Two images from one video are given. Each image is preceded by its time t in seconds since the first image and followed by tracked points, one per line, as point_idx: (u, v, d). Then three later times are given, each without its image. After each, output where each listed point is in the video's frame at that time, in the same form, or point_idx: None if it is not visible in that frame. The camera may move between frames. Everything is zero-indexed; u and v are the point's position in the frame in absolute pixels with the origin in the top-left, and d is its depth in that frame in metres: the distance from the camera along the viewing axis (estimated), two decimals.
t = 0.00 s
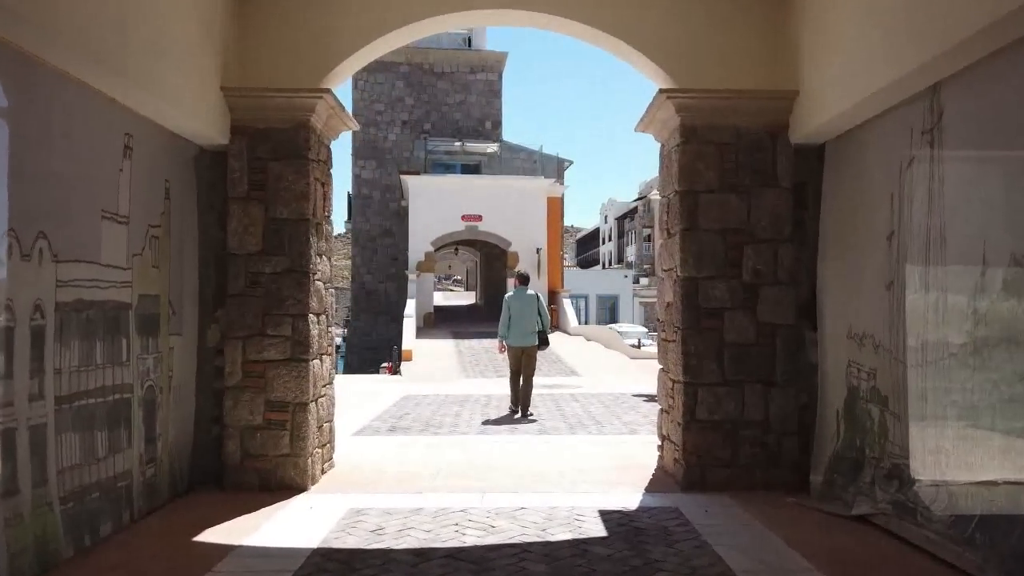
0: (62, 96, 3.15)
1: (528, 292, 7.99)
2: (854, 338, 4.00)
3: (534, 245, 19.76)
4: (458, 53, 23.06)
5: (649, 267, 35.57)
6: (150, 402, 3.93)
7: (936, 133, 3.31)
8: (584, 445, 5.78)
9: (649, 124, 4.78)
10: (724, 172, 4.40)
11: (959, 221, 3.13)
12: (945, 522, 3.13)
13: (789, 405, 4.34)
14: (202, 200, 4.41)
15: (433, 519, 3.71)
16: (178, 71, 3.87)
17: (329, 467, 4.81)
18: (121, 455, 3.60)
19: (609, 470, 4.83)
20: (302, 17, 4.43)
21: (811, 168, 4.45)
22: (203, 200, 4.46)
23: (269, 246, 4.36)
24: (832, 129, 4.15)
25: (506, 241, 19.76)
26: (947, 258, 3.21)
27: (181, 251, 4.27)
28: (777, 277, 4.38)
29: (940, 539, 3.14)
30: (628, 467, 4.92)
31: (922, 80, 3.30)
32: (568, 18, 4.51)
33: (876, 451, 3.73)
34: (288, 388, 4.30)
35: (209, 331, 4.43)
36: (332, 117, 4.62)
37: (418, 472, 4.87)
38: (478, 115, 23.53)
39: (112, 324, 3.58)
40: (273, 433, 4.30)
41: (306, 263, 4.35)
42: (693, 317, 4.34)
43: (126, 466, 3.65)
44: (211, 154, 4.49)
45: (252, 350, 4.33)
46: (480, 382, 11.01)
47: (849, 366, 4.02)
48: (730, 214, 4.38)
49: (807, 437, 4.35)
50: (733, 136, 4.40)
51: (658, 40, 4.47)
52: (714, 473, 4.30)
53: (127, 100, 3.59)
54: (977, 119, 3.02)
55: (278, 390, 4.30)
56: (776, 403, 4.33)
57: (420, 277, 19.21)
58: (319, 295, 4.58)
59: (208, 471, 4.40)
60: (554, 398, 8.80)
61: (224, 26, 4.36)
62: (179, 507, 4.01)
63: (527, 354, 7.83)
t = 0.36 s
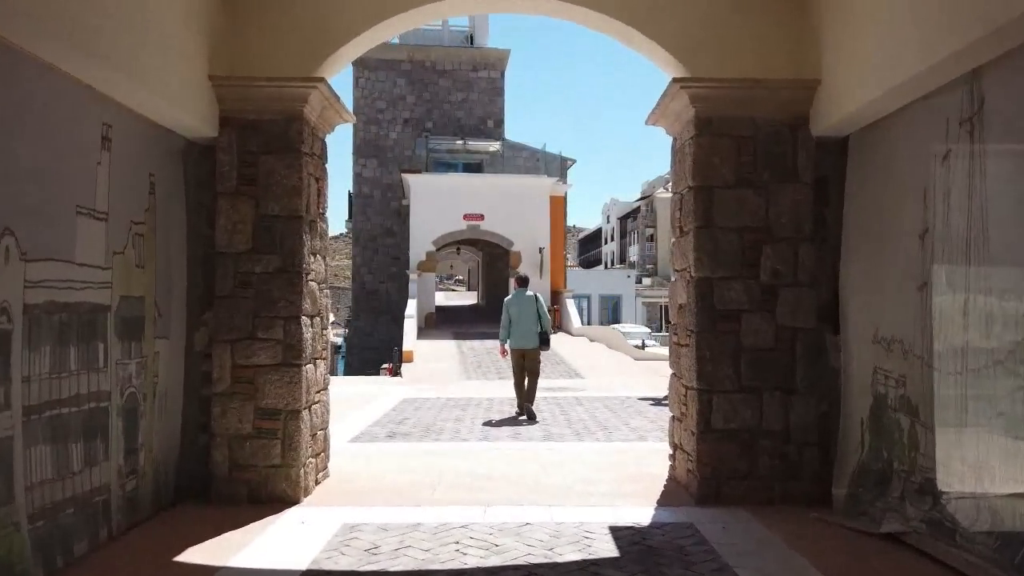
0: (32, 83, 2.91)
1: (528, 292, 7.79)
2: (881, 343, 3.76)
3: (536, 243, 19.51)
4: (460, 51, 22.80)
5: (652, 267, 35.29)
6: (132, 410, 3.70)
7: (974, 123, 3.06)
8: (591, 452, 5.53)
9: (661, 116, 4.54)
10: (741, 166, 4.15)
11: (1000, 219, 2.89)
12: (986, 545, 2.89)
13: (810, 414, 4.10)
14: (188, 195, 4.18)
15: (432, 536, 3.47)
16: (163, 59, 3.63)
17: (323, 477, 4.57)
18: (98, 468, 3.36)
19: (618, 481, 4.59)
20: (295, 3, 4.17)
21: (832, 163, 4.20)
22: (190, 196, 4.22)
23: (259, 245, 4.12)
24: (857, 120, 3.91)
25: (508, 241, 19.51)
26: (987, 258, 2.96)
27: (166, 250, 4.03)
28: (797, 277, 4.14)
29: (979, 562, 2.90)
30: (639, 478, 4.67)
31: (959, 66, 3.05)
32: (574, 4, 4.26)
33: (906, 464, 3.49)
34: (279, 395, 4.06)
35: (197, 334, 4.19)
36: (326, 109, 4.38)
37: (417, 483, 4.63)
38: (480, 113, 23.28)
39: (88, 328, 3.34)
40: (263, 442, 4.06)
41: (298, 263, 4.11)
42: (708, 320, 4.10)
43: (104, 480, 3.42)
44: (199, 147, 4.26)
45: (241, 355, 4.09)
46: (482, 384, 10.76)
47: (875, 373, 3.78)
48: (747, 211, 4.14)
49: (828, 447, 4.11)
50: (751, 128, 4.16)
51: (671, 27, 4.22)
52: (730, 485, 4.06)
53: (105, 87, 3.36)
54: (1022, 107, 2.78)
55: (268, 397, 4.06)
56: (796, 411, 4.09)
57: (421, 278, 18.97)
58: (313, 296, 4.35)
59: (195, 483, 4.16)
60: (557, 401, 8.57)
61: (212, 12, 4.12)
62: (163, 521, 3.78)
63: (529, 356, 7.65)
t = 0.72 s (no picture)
0: None
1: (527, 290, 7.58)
2: (902, 340, 3.52)
3: (539, 241, 19.26)
4: (461, 48, 22.57)
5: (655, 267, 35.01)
6: (105, 413, 3.47)
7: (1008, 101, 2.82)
8: (593, 456, 5.29)
9: (667, 102, 4.30)
10: (752, 153, 3.92)
11: None
12: None
13: (825, 416, 3.86)
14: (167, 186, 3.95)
15: (423, 547, 3.24)
16: (137, 37, 3.40)
17: (311, 483, 4.34)
18: (64, 474, 3.14)
19: (623, 487, 4.35)
20: None
21: (849, 149, 3.97)
22: (169, 186, 3.99)
23: (241, 237, 3.89)
24: (876, 103, 3.67)
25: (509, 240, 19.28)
26: None
27: (143, 243, 3.80)
28: (811, 271, 3.91)
29: None
30: (644, 483, 4.44)
31: (993, 40, 2.81)
32: None
33: (930, 470, 3.25)
34: (263, 396, 3.83)
35: (176, 332, 3.96)
36: (314, 94, 4.16)
37: (409, 488, 4.39)
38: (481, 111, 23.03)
39: (53, 324, 3.11)
40: (246, 446, 3.83)
41: (283, 256, 3.88)
42: (718, 317, 3.86)
43: (71, 487, 3.19)
44: (179, 134, 4.03)
45: (222, 354, 3.86)
46: (482, 385, 10.51)
47: (896, 372, 3.54)
48: (758, 201, 3.90)
49: (845, 451, 3.87)
50: (763, 112, 3.93)
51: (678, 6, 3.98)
52: (741, 492, 3.82)
53: (72, 66, 3.13)
54: None
55: (251, 398, 3.83)
56: (811, 413, 3.86)
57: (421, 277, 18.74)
58: (300, 292, 4.12)
59: (175, 489, 3.93)
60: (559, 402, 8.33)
61: None
62: (137, 531, 3.55)
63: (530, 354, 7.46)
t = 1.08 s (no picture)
0: None
1: (529, 291, 7.38)
2: (921, 344, 3.27)
3: (540, 241, 19.01)
4: (461, 46, 22.33)
5: (656, 267, 34.74)
6: (69, 423, 3.23)
7: None
8: (593, 464, 5.04)
9: (670, 92, 4.06)
10: (760, 145, 3.68)
11: None
12: None
13: (839, 425, 3.62)
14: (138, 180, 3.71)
15: (407, 570, 3.00)
16: (104, 21, 3.16)
17: (293, 495, 4.11)
18: (18, 491, 2.90)
19: (624, 500, 4.10)
20: None
21: (863, 140, 3.73)
22: (141, 182, 3.75)
23: (216, 235, 3.65)
24: (894, 90, 3.42)
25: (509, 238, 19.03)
26: None
27: (112, 241, 3.57)
28: (823, 270, 3.66)
29: None
30: (646, 495, 4.19)
31: None
32: None
33: (954, 485, 3.00)
34: (238, 404, 3.59)
35: (148, 336, 3.73)
36: (294, 83, 3.92)
37: (397, 500, 4.15)
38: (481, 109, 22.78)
39: (7, 328, 2.86)
40: (221, 458, 3.59)
41: (260, 255, 3.64)
42: (724, 319, 3.62)
43: (27, 505, 2.95)
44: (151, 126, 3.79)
45: (195, 359, 3.62)
46: (480, 388, 10.27)
47: (915, 379, 3.29)
48: (766, 196, 3.66)
49: (860, 463, 3.63)
50: (771, 101, 3.69)
51: None
52: (749, 506, 3.58)
53: (26, 50, 2.89)
54: None
55: (226, 406, 3.60)
56: (823, 422, 3.61)
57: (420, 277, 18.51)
58: (280, 293, 3.88)
59: (146, 503, 3.69)
60: (559, 406, 8.09)
61: None
62: (104, 549, 3.31)
63: (529, 357, 7.27)
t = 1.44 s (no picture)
0: None
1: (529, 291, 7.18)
2: (945, 345, 3.06)
3: (540, 241, 18.81)
4: (461, 43, 22.12)
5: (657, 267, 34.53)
6: (34, 430, 3.02)
7: None
8: (593, 470, 4.83)
9: (675, 79, 3.84)
10: (772, 133, 3.46)
11: None
12: None
13: (855, 430, 3.40)
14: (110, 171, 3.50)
15: None
16: None
17: (277, 504, 3.89)
18: None
19: (627, 509, 3.89)
20: None
21: (880, 129, 3.51)
22: (115, 173, 3.54)
23: (194, 229, 3.44)
24: (915, 75, 3.21)
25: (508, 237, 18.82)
26: None
27: (83, 236, 3.35)
28: (838, 266, 3.45)
29: None
30: (649, 504, 3.98)
31: None
32: None
33: (984, 497, 2.78)
34: (217, 409, 3.38)
35: (122, 337, 3.51)
36: (278, 70, 3.71)
37: (387, 509, 3.94)
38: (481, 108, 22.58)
39: None
40: (198, 465, 3.38)
41: (240, 250, 3.43)
42: (734, 318, 3.40)
43: None
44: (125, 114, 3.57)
45: (172, 361, 3.41)
46: (478, 389, 10.05)
47: (939, 382, 3.08)
48: (778, 187, 3.45)
49: (878, 471, 3.41)
50: (783, 87, 3.47)
51: None
52: (760, 518, 3.36)
53: None
54: None
55: (204, 411, 3.38)
56: (839, 427, 3.40)
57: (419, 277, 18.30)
58: (263, 290, 3.67)
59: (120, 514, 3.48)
60: (558, 408, 7.87)
61: None
62: (71, 565, 3.10)
63: (530, 357, 7.09)
